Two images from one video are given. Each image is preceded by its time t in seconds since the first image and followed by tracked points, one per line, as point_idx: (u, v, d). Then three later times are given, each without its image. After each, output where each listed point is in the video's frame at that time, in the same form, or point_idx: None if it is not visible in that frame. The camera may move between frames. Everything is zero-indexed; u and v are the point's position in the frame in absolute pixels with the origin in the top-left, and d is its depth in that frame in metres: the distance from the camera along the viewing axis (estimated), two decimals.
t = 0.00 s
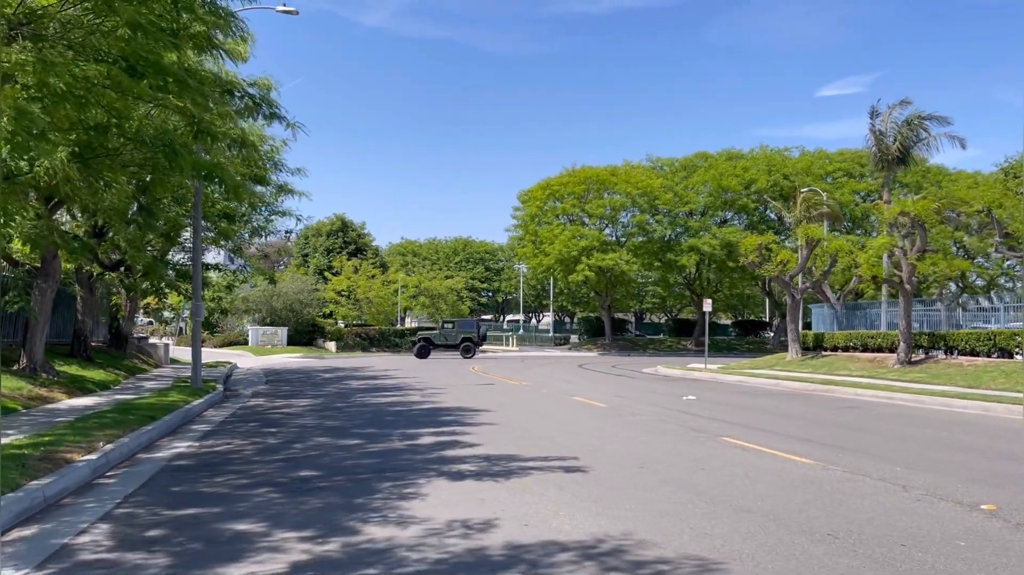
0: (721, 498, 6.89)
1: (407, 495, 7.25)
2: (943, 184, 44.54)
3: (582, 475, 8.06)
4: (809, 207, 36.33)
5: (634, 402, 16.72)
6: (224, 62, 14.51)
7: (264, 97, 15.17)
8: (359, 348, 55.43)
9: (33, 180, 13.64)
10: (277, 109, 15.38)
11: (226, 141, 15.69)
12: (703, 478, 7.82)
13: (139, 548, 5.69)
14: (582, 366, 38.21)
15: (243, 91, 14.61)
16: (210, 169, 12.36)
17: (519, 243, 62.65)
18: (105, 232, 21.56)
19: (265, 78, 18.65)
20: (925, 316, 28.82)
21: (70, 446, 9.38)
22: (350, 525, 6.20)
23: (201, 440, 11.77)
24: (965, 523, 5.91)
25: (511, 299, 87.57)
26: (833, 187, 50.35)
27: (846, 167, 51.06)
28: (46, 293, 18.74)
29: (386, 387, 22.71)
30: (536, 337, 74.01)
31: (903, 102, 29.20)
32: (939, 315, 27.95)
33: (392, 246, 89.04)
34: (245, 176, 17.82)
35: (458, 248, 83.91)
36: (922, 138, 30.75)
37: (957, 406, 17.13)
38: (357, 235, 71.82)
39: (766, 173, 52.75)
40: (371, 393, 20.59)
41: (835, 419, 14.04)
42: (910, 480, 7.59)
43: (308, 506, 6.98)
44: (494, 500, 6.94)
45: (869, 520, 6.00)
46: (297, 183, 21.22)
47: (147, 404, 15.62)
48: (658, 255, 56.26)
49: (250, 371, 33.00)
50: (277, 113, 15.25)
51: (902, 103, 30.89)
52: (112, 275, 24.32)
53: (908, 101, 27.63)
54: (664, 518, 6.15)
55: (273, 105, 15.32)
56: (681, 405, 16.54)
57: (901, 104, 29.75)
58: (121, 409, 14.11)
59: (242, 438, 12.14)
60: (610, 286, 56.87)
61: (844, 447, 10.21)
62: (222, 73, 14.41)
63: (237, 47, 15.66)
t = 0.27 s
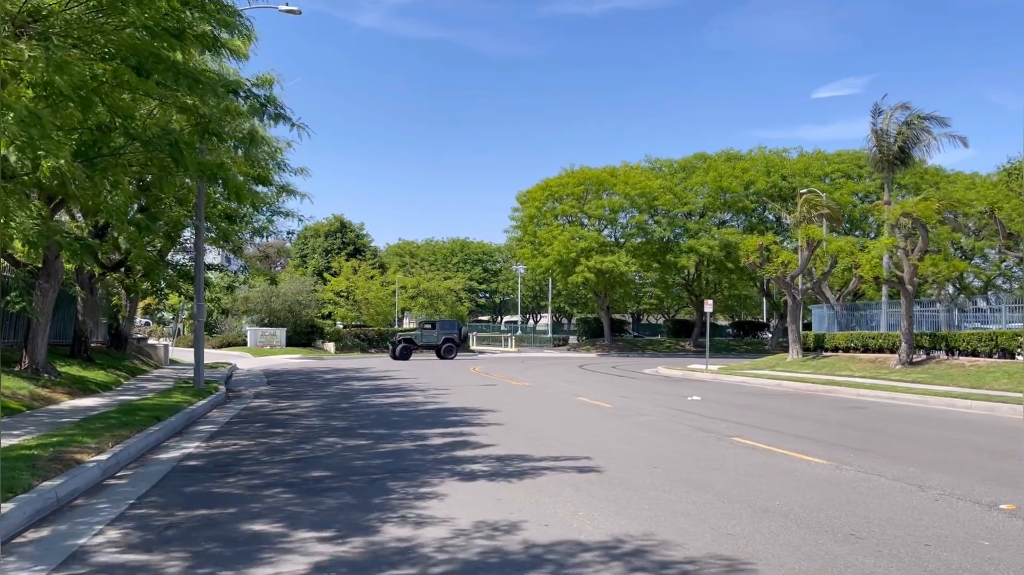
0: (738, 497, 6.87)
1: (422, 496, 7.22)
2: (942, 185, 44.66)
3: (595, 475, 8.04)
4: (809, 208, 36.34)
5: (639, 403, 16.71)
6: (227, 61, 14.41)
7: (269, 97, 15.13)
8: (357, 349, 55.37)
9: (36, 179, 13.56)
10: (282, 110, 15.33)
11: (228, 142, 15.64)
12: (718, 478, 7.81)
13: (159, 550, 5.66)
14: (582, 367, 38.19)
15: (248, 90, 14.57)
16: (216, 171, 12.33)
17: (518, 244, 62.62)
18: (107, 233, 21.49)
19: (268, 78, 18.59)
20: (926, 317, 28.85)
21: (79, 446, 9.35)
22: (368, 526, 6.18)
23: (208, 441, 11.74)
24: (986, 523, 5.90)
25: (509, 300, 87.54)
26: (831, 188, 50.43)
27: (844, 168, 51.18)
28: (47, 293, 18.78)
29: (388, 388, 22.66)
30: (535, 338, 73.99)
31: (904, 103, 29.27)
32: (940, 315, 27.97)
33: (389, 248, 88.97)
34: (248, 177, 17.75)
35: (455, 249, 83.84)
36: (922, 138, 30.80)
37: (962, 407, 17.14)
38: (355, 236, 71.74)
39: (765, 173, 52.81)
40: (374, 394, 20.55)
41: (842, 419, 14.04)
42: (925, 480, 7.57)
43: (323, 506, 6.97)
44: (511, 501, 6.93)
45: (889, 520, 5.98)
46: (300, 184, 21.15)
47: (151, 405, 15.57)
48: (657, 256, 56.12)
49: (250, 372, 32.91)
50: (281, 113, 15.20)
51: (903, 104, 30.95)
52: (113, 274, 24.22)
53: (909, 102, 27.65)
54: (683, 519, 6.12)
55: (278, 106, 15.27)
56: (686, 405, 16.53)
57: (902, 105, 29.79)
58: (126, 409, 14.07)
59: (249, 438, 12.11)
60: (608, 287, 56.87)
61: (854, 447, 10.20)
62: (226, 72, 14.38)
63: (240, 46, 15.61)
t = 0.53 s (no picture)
0: (755, 498, 6.84)
1: (436, 498, 7.20)
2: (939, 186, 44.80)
3: (608, 476, 8.02)
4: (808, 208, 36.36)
5: (643, 403, 16.69)
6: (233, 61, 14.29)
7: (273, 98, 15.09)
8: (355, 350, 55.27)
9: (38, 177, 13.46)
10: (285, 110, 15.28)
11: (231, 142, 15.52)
12: (731, 479, 7.78)
13: (176, 553, 5.63)
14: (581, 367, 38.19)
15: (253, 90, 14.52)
16: (220, 169, 12.26)
17: (516, 244, 62.57)
18: (108, 233, 21.38)
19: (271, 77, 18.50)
20: (926, 317, 28.89)
21: (86, 447, 9.30)
22: (385, 528, 6.14)
23: (214, 441, 11.68)
24: (1006, 523, 5.88)
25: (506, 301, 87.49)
26: (829, 189, 50.53)
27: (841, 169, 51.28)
28: (48, 293, 18.57)
29: (390, 388, 22.61)
30: (532, 338, 73.94)
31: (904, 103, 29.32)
32: (940, 315, 27.99)
33: (386, 248, 88.83)
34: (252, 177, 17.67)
35: (452, 250, 83.76)
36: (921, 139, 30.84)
37: (965, 407, 17.16)
38: (352, 236, 71.63)
39: (763, 174, 52.90)
40: (376, 394, 20.50)
41: (847, 420, 14.04)
42: (940, 481, 7.56)
43: (337, 508, 6.93)
44: (526, 502, 6.89)
45: (910, 521, 5.96)
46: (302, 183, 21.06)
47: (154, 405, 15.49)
48: (655, 256, 55.92)
49: (248, 372, 32.81)
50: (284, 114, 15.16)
51: (902, 104, 31.00)
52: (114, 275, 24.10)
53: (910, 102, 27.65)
54: (702, 520, 6.09)
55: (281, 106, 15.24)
56: (690, 406, 16.52)
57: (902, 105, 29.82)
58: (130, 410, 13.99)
59: (255, 439, 12.05)
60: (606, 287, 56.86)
61: (863, 448, 10.19)
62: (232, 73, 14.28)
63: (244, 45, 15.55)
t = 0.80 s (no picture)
0: (771, 499, 6.81)
1: (450, 499, 7.16)
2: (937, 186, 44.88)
3: (621, 476, 7.98)
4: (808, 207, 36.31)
5: (648, 403, 16.65)
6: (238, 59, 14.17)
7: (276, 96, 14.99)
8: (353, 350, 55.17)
9: (42, 176, 13.36)
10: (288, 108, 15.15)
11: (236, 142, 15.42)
12: (745, 479, 7.76)
13: (193, 555, 5.60)
14: (580, 367, 38.18)
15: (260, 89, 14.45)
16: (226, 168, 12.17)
17: (514, 244, 62.53)
18: (109, 232, 21.28)
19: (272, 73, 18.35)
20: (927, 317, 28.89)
21: (94, 447, 9.25)
22: (401, 530, 6.11)
23: (219, 442, 11.60)
24: None
25: (503, 300, 87.44)
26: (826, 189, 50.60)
27: (838, 168, 51.35)
28: (49, 292, 18.47)
29: (392, 388, 22.55)
30: (530, 338, 73.89)
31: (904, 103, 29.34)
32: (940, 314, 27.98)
33: (382, 247, 88.73)
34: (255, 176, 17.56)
35: (449, 249, 83.68)
36: (922, 138, 30.83)
37: (969, 407, 17.15)
38: (350, 236, 71.58)
39: (761, 173, 52.91)
40: (379, 394, 20.45)
41: (852, 419, 14.04)
42: (955, 481, 7.53)
43: (352, 509, 6.88)
44: (541, 503, 6.86)
45: (929, 522, 5.93)
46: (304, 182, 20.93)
47: (157, 405, 15.41)
48: (654, 255, 55.85)
49: (247, 371, 32.71)
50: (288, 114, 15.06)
51: (901, 104, 31.01)
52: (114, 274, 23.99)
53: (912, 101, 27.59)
54: (720, 520, 6.06)
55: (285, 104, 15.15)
56: (695, 406, 16.50)
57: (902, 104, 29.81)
58: (133, 410, 13.92)
59: (260, 439, 12.00)
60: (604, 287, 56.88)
61: (874, 448, 10.17)
62: (236, 72, 14.16)
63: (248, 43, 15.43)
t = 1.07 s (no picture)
0: (788, 503, 6.78)
1: (465, 502, 7.12)
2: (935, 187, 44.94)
3: (634, 480, 7.94)
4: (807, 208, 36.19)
5: (652, 405, 16.62)
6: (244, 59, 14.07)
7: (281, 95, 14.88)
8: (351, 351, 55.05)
9: (45, 176, 13.25)
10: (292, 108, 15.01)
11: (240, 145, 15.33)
12: (759, 483, 7.73)
13: (208, 561, 5.53)
14: (580, 368, 38.14)
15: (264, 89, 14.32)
16: (230, 169, 12.05)
17: (512, 244, 62.49)
18: (110, 232, 21.16)
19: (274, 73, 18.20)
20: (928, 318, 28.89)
21: (101, 450, 9.18)
22: (418, 535, 6.06)
23: (225, 445, 11.54)
24: None
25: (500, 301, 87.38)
26: (824, 189, 50.65)
27: (836, 169, 51.38)
28: (50, 294, 18.41)
29: (393, 389, 22.50)
30: (528, 339, 73.83)
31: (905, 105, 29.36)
32: (942, 315, 27.99)
33: (379, 248, 88.64)
34: (258, 178, 17.47)
35: (446, 250, 83.60)
36: (922, 139, 30.86)
37: (973, 408, 17.14)
38: (348, 236, 71.52)
39: (759, 174, 52.95)
40: (381, 396, 20.40)
41: (860, 421, 14.00)
42: (970, 485, 7.51)
43: (366, 513, 6.83)
44: (556, 506, 6.81)
45: (950, 526, 5.91)
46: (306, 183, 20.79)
47: (160, 407, 15.34)
48: (651, 256, 55.93)
49: (247, 373, 32.60)
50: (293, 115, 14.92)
51: (901, 105, 31.05)
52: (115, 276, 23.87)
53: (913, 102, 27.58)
54: (739, 524, 6.02)
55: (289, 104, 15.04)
56: (699, 407, 16.48)
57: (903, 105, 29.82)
58: (137, 412, 13.84)
59: (266, 441, 11.93)
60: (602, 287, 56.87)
61: (883, 450, 10.16)
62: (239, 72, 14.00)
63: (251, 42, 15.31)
